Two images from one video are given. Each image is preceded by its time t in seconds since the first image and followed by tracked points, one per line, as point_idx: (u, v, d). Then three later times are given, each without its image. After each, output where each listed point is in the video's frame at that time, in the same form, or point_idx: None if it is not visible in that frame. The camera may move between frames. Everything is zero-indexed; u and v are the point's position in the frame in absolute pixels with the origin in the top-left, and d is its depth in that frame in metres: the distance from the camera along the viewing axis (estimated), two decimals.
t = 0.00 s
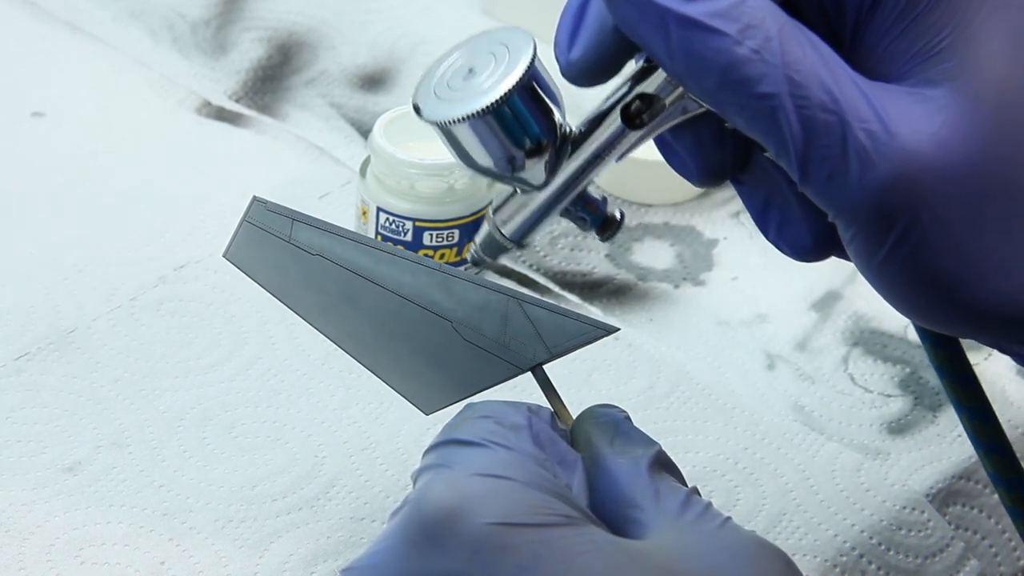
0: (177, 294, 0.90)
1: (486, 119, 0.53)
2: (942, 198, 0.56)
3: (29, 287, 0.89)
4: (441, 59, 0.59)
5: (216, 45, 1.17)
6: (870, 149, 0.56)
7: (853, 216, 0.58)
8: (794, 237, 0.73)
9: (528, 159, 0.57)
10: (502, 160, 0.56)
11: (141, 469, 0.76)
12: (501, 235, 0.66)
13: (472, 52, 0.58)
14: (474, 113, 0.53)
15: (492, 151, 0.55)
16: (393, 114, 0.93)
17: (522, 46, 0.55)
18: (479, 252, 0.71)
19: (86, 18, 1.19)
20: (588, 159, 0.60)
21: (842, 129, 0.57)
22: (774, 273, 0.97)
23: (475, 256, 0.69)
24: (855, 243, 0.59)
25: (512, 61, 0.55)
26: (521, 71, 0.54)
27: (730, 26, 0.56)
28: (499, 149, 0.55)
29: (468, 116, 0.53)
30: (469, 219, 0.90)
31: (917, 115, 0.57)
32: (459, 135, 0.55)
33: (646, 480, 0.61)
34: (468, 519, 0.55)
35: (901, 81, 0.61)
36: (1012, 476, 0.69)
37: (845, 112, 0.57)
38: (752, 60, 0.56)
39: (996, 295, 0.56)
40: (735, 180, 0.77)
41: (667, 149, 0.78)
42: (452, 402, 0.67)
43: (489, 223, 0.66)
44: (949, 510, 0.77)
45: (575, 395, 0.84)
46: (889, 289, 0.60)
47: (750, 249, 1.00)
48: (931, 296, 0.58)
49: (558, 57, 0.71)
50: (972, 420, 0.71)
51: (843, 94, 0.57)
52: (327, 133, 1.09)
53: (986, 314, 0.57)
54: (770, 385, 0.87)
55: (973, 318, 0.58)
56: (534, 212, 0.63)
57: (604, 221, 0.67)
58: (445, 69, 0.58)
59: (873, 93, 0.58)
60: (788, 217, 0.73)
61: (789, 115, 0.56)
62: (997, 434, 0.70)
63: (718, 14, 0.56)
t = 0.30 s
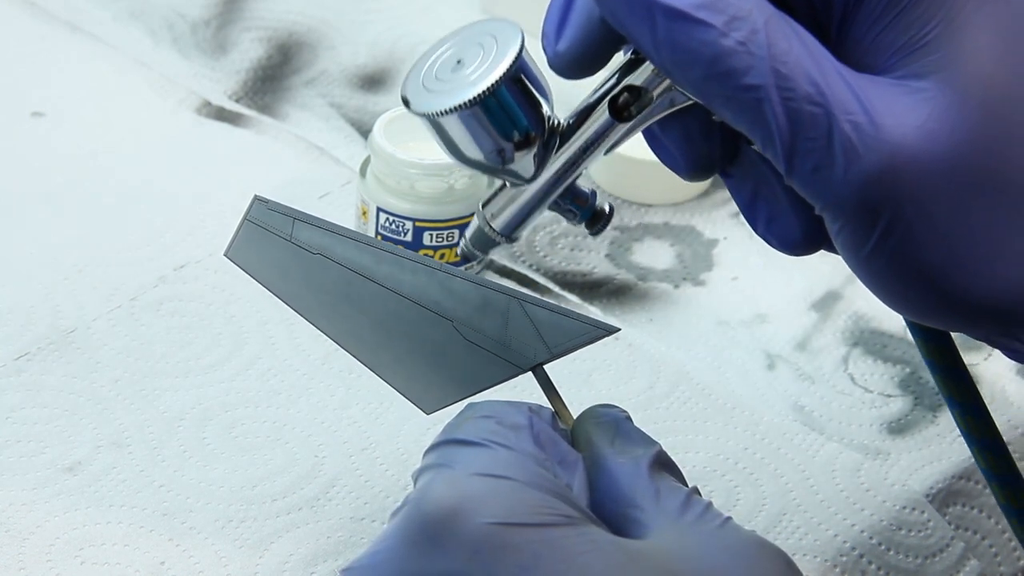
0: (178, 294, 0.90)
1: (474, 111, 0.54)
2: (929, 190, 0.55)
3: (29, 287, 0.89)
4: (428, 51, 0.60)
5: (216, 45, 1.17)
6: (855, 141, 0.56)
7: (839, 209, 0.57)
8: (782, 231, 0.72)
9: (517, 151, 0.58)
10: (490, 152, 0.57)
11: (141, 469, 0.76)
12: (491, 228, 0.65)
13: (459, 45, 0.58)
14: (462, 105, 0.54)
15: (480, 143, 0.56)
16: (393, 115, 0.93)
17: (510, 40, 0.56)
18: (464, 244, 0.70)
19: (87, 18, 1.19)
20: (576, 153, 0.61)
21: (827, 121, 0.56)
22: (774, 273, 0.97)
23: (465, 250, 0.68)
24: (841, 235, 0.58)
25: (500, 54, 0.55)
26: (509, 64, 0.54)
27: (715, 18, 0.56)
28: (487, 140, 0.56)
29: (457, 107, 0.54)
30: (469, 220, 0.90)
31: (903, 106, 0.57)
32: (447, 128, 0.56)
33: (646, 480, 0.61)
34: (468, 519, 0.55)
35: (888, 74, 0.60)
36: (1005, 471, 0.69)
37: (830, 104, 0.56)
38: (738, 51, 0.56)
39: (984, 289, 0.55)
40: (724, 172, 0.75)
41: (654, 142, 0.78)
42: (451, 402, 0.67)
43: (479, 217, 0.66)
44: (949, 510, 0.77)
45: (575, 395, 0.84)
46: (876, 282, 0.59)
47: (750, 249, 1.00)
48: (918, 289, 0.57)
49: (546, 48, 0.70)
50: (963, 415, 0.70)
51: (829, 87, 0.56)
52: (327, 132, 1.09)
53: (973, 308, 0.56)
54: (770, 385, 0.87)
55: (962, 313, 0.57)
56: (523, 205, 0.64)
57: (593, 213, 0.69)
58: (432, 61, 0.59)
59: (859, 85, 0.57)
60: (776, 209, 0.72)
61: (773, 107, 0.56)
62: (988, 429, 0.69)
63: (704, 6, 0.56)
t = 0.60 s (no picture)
0: (178, 294, 0.90)
1: (464, 108, 0.53)
2: (920, 189, 0.55)
3: (28, 287, 0.89)
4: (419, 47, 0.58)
5: (216, 45, 1.17)
6: (847, 140, 0.55)
7: (830, 208, 0.57)
8: (772, 230, 0.71)
9: (507, 149, 0.56)
10: (479, 150, 0.56)
11: (141, 469, 0.76)
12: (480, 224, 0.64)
13: (450, 43, 0.57)
14: (452, 102, 0.52)
15: (470, 141, 0.55)
16: (393, 115, 0.93)
17: (502, 37, 0.55)
18: (450, 239, 0.68)
19: (86, 18, 1.19)
20: (566, 151, 0.59)
21: (820, 120, 0.55)
22: (774, 274, 0.97)
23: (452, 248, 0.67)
24: (831, 234, 0.58)
25: (491, 51, 0.54)
26: (499, 61, 0.53)
27: (708, 16, 0.54)
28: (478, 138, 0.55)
29: (446, 104, 0.53)
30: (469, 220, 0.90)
31: (895, 106, 0.56)
32: (437, 125, 0.54)
33: (647, 480, 0.61)
34: (468, 519, 0.55)
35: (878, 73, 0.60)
36: (996, 469, 0.69)
37: (822, 102, 0.55)
38: (731, 49, 0.54)
39: (974, 288, 0.55)
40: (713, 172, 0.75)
41: (645, 141, 0.77)
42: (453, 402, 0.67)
43: (467, 213, 0.64)
44: (949, 510, 0.77)
45: (575, 395, 0.84)
46: (866, 281, 0.59)
47: (750, 249, 1.00)
48: (908, 287, 0.57)
49: (536, 44, 0.69)
50: (954, 414, 0.70)
51: (822, 85, 0.56)
52: (327, 133, 1.09)
53: (962, 307, 0.56)
54: (770, 385, 0.87)
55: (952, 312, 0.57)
56: (511, 204, 0.62)
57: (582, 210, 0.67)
58: (423, 58, 0.58)
59: (851, 83, 0.57)
60: (765, 210, 0.72)
61: (767, 106, 0.55)
62: (979, 428, 0.69)
63: (696, 3, 0.54)
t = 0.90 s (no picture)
0: (178, 294, 0.90)
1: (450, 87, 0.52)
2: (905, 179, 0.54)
3: (29, 287, 0.89)
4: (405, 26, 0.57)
5: (216, 45, 1.17)
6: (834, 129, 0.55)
7: (814, 196, 0.56)
8: (756, 219, 0.69)
9: (494, 130, 0.55)
10: (466, 132, 0.55)
11: (141, 469, 0.76)
12: (465, 210, 0.63)
13: (437, 22, 0.56)
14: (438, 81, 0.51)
15: (455, 122, 0.54)
16: (394, 115, 0.93)
17: (488, 17, 0.54)
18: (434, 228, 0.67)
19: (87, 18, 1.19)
20: (551, 135, 0.58)
21: (806, 108, 0.55)
22: (774, 274, 0.97)
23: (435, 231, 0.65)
24: (816, 223, 0.57)
25: (479, 31, 0.53)
26: (487, 41, 0.52)
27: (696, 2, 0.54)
28: (463, 120, 0.54)
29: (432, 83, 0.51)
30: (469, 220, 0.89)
31: (881, 95, 0.56)
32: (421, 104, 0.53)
33: (650, 480, 0.61)
34: (469, 519, 0.55)
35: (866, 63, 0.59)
36: (982, 464, 0.68)
37: (809, 91, 0.55)
38: (718, 35, 0.54)
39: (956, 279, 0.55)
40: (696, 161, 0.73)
41: (630, 126, 0.74)
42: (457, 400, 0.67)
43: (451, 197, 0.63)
44: (949, 510, 0.77)
45: (575, 395, 0.85)
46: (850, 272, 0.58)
47: (750, 249, 1.00)
48: (891, 278, 0.56)
49: (524, 26, 0.65)
50: (939, 407, 0.70)
51: (809, 72, 0.55)
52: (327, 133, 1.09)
53: (945, 298, 0.56)
54: (770, 384, 0.87)
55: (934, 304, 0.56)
56: (497, 187, 0.61)
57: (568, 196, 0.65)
58: (410, 37, 0.56)
59: (838, 72, 0.56)
60: (750, 200, 0.69)
61: (754, 93, 0.55)
62: (963, 422, 0.69)
63: None
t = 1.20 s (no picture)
0: (178, 294, 0.90)
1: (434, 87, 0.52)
2: (890, 175, 0.55)
3: (29, 287, 0.89)
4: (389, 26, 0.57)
5: (216, 45, 1.17)
6: (819, 126, 0.55)
7: (800, 193, 0.56)
8: (739, 217, 0.68)
9: (479, 130, 0.55)
10: (452, 131, 0.55)
11: (141, 469, 0.76)
12: (450, 212, 0.62)
13: (421, 21, 0.56)
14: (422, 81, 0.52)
15: (440, 122, 0.54)
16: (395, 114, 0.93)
17: (473, 16, 0.54)
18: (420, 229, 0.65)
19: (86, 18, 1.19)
20: (535, 136, 0.57)
21: (792, 105, 0.55)
22: (774, 274, 0.97)
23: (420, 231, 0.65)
24: (801, 220, 0.57)
25: (464, 30, 0.53)
26: (471, 42, 0.52)
27: None
28: (448, 120, 0.54)
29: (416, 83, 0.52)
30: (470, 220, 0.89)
31: (866, 92, 0.56)
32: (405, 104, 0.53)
33: (652, 481, 0.61)
34: (471, 519, 0.55)
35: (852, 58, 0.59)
36: (970, 463, 0.68)
37: (795, 88, 0.55)
38: (704, 33, 0.54)
39: (939, 276, 0.56)
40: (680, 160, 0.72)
41: (614, 126, 0.74)
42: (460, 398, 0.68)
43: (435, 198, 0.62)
44: (949, 510, 0.77)
45: (575, 395, 0.85)
46: (834, 269, 0.59)
47: (750, 249, 1.00)
48: (875, 275, 0.57)
49: (508, 25, 0.63)
50: (926, 407, 0.69)
51: (794, 69, 0.55)
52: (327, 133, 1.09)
53: (928, 296, 0.56)
54: (770, 384, 0.87)
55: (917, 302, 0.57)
56: (480, 187, 0.60)
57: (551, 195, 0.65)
58: (394, 36, 0.56)
59: (823, 69, 0.57)
60: (735, 198, 0.68)
61: (739, 90, 0.54)
62: (952, 421, 0.68)
63: None
